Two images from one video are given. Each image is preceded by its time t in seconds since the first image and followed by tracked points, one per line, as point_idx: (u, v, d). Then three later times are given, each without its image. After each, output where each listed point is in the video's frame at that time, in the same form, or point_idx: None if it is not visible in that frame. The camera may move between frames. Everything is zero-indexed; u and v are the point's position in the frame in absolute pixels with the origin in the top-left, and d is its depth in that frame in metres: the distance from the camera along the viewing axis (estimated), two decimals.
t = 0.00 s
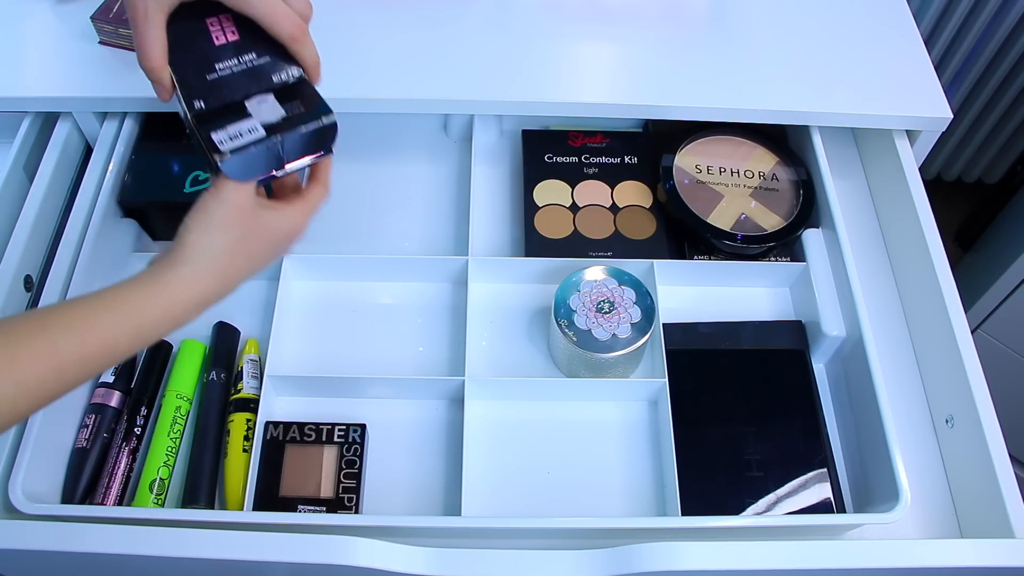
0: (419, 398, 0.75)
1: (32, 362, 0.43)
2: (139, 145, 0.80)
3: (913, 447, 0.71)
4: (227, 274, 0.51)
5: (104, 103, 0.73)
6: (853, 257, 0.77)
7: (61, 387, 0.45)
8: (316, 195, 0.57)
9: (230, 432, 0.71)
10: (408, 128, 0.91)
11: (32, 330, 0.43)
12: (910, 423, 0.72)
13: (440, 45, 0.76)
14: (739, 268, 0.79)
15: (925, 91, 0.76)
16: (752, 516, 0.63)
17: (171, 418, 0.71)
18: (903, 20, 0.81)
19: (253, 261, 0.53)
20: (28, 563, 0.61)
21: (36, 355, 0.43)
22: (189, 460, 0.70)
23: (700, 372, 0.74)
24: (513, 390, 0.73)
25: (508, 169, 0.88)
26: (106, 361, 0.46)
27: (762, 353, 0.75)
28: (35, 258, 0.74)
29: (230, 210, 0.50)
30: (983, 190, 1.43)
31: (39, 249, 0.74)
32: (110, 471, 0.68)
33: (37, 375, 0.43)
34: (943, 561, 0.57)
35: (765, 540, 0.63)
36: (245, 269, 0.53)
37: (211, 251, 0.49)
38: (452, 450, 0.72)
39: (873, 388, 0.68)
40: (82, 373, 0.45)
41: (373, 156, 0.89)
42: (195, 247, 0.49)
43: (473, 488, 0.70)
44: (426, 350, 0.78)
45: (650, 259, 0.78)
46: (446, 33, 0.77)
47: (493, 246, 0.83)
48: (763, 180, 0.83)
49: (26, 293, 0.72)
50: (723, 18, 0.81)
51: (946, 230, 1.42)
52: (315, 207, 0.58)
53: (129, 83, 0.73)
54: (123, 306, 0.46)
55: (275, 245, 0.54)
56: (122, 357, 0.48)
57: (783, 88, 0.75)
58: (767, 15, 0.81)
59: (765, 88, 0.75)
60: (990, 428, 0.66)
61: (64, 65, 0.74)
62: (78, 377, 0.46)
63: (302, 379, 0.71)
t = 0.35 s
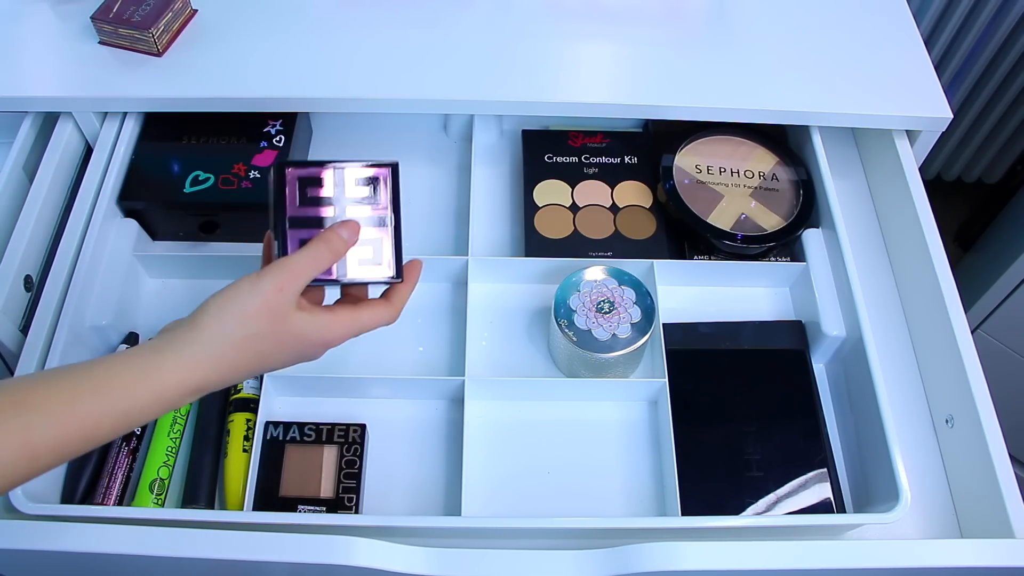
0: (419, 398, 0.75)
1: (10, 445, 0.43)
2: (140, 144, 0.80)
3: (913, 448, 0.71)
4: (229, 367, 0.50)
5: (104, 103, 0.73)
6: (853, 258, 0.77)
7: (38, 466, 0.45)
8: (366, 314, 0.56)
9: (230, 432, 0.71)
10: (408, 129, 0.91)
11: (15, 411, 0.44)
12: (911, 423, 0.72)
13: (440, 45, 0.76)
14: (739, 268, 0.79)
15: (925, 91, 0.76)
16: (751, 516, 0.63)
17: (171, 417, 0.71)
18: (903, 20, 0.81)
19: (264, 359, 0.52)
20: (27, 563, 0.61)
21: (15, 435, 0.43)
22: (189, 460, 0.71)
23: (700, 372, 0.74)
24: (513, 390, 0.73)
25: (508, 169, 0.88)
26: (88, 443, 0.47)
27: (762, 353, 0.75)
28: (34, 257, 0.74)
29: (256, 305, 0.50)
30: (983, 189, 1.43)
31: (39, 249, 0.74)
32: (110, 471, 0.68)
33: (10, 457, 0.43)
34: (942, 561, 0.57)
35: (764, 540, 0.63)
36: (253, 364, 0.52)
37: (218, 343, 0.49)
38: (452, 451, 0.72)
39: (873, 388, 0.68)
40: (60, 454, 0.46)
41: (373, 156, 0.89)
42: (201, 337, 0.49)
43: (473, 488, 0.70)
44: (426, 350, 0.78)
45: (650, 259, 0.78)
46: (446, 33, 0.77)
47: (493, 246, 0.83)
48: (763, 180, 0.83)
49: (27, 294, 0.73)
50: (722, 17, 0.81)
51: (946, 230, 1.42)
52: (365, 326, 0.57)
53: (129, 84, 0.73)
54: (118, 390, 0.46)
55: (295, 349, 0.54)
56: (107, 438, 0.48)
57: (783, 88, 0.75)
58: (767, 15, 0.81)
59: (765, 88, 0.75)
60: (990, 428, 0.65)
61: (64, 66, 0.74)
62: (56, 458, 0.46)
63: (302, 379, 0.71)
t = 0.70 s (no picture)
0: (419, 398, 0.75)
1: (5, 409, 0.44)
2: (140, 144, 0.80)
3: (913, 448, 0.71)
4: (227, 337, 0.51)
5: (103, 103, 0.73)
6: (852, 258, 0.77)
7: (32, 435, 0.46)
8: (372, 302, 0.58)
9: (230, 431, 0.71)
10: (408, 129, 0.91)
11: (11, 376, 0.44)
12: (911, 423, 0.72)
13: (440, 45, 0.76)
14: (739, 268, 0.79)
15: (925, 91, 0.76)
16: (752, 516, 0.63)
17: (171, 417, 0.71)
18: (903, 20, 0.81)
19: (266, 331, 0.53)
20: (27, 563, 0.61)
21: (9, 400, 0.44)
22: (189, 460, 0.70)
23: (700, 372, 0.74)
24: (513, 390, 0.73)
25: (508, 169, 0.88)
26: (83, 412, 0.47)
27: (762, 352, 0.75)
28: (34, 257, 0.74)
29: (259, 275, 0.51)
30: (984, 190, 1.43)
31: (38, 248, 0.74)
32: (110, 471, 0.68)
33: (6, 423, 0.44)
34: (943, 560, 0.57)
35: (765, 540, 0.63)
36: (255, 336, 0.53)
37: (218, 313, 0.50)
38: (452, 450, 0.72)
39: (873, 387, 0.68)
40: (56, 422, 0.46)
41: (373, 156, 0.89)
42: (200, 306, 0.50)
43: (473, 488, 0.70)
44: (426, 350, 0.78)
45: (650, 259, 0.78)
46: (446, 33, 0.77)
47: (493, 246, 0.83)
48: (763, 180, 0.83)
49: (27, 293, 0.73)
50: (723, 18, 0.81)
51: (946, 230, 1.42)
52: (368, 312, 0.59)
53: (129, 83, 0.73)
54: (113, 358, 0.47)
55: (298, 323, 0.55)
56: (104, 408, 0.49)
57: (783, 88, 0.75)
58: (767, 15, 0.81)
59: (764, 88, 0.75)
60: (990, 428, 0.65)
61: (64, 65, 0.74)
62: (52, 427, 0.46)
63: (303, 379, 0.71)
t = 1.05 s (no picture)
0: (419, 399, 0.75)
1: (95, 407, 0.46)
2: (140, 143, 0.80)
3: (913, 448, 0.71)
4: (305, 355, 0.53)
5: (103, 103, 0.73)
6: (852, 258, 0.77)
7: (115, 438, 0.47)
8: (454, 349, 0.58)
9: (230, 431, 0.71)
10: (408, 129, 0.91)
11: (104, 377, 0.47)
12: (911, 423, 0.72)
13: (440, 45, 0.76)
14: (739, 268, 0.79)
15: (925, 91, 0.76)
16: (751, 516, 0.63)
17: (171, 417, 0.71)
18: (903, 20, 0.81)
19: (344, 356, 0.55)
20: (27, 563, 0.61)
21: (106, 397, 0.46)
22: (189, 460, 0.71)
23: (700, 372, 0.74)
24: (514, 390, 0.73)
25: (508, 169, 0.88)
26: (163, 419, 0.49)
27: (762, 352, 0.75)
28: (34, 257, 0.74)
29: (346, 296, 0.53)
30: (984, 190, 1.43)
31: (38, 248, 0.74)
32: (110, 471, 0.68)
33: (101, 420, 0.46)
34: (942, 560, 0.57)
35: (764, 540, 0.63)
36: (332, 358, 0.55)
37: (303, 327, 0.52)
38: (452, 450, 0.72)
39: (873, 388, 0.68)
40: (138, 426, 0.48)
41: (373, 156, 0.89)
42: (286, 322, 0.52)
43: (473, 488, 0.70)
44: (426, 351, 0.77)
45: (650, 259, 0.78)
46: (446, 33, 0.77)
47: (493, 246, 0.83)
48: (763, 179, 0.83)
49: (26, 293, 0.72)
50: (723, 17, 0.81)
51: (946, 230, 1.42)
52: (453, 358, 0.59)
53: (129, 83, 0.73)
54: (202, 361, 0.49)
55: (376, 354, 0.56)
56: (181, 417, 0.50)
57: (782, 88, 0.75)
58: (767, 15, 0.81)
59: (764, 88, 0.75)
60: (990, 428, 0.65)
61: (64, 65, 0.74)
62: (140, 427, 0.48)
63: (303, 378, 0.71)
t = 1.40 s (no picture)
0: (419, 399, 0.75)
1: (189, 339, 0.45)
2: (140, 144, 0.80)
3: (913, 448, 0.71)
4: (376, 309, 0.55)
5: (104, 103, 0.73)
6: (852, 257, 0.77)
7: (207, 374, 0.47)
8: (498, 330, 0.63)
9: (230, 431, 0.71)
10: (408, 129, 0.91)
11: (194, 314, 0.47)
12: (911, 423, 0.72)
13: (440, 45, 0.76)
14: (739, 268, 0.79)
15: (925, 91, 0.76)
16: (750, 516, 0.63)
17: (171, 417, 0.71)
18: (903, 20, 0.81)
19: (414, 317, 0.57)
20: (27, 563, 0.61)
21: (196, 332, 0.46)
22: (189, 460, 0.71)
23: (700, 372, 0.74)
24: (514, 391, 0.73)
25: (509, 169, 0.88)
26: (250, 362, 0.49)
27: (762, 352, 0.75)
28: (34, 257, 0.74)
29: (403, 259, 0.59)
30: (984, 190, 1.43)
31: (38, 247, 0.74)
32: (110, 470, 0.68)
33: (192, 352, 0.45)
34: (942, 560, 0.57)
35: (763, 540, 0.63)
36: (397, 319, 0.57)
37: (371, 280, 0.56)
38: (452, 450, 0.72)
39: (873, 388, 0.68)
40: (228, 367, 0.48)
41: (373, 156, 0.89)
42: (356, 274, 0.56)
43: (473, 488, 0.70)
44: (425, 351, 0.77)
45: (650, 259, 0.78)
46: (446, 33, 0.77)
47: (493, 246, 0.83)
48: (763, 179, 0.83)
49: (27, 293, 0.72)
50: (723, 17, 0.81)
51: (946, 230, 1.42)
52: (499, 336, 0.63)
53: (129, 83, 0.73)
54: (283, 304, 0.50)
55: (438, 317, 0.59)
56: (258, 365, 0.50)
57: (782, 88, 0.75)
58: (766, 15, 0.81)
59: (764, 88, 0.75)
60: (990, 428, 0.65)
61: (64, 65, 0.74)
62: (224, 367, 0.47)
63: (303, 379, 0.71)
